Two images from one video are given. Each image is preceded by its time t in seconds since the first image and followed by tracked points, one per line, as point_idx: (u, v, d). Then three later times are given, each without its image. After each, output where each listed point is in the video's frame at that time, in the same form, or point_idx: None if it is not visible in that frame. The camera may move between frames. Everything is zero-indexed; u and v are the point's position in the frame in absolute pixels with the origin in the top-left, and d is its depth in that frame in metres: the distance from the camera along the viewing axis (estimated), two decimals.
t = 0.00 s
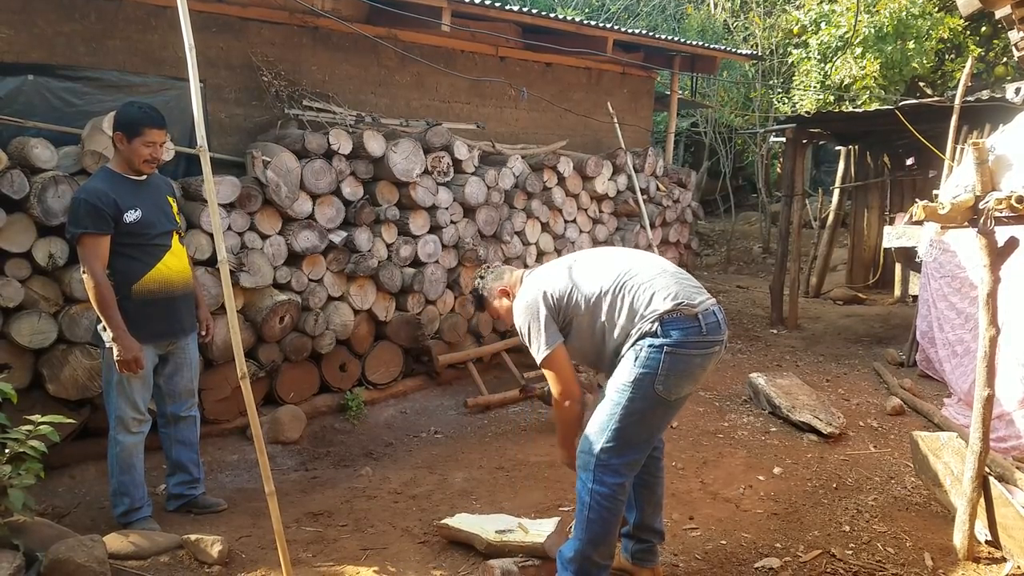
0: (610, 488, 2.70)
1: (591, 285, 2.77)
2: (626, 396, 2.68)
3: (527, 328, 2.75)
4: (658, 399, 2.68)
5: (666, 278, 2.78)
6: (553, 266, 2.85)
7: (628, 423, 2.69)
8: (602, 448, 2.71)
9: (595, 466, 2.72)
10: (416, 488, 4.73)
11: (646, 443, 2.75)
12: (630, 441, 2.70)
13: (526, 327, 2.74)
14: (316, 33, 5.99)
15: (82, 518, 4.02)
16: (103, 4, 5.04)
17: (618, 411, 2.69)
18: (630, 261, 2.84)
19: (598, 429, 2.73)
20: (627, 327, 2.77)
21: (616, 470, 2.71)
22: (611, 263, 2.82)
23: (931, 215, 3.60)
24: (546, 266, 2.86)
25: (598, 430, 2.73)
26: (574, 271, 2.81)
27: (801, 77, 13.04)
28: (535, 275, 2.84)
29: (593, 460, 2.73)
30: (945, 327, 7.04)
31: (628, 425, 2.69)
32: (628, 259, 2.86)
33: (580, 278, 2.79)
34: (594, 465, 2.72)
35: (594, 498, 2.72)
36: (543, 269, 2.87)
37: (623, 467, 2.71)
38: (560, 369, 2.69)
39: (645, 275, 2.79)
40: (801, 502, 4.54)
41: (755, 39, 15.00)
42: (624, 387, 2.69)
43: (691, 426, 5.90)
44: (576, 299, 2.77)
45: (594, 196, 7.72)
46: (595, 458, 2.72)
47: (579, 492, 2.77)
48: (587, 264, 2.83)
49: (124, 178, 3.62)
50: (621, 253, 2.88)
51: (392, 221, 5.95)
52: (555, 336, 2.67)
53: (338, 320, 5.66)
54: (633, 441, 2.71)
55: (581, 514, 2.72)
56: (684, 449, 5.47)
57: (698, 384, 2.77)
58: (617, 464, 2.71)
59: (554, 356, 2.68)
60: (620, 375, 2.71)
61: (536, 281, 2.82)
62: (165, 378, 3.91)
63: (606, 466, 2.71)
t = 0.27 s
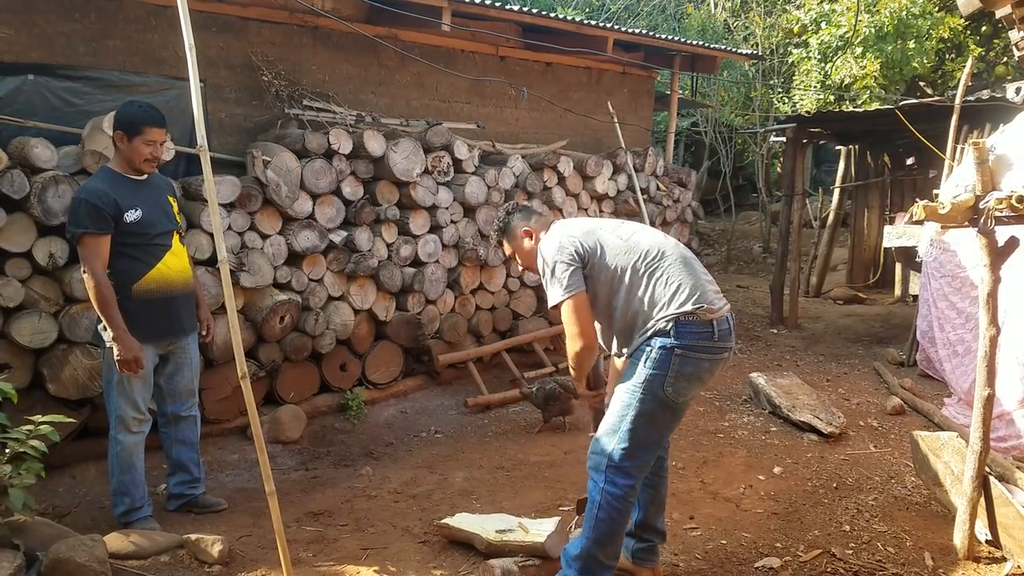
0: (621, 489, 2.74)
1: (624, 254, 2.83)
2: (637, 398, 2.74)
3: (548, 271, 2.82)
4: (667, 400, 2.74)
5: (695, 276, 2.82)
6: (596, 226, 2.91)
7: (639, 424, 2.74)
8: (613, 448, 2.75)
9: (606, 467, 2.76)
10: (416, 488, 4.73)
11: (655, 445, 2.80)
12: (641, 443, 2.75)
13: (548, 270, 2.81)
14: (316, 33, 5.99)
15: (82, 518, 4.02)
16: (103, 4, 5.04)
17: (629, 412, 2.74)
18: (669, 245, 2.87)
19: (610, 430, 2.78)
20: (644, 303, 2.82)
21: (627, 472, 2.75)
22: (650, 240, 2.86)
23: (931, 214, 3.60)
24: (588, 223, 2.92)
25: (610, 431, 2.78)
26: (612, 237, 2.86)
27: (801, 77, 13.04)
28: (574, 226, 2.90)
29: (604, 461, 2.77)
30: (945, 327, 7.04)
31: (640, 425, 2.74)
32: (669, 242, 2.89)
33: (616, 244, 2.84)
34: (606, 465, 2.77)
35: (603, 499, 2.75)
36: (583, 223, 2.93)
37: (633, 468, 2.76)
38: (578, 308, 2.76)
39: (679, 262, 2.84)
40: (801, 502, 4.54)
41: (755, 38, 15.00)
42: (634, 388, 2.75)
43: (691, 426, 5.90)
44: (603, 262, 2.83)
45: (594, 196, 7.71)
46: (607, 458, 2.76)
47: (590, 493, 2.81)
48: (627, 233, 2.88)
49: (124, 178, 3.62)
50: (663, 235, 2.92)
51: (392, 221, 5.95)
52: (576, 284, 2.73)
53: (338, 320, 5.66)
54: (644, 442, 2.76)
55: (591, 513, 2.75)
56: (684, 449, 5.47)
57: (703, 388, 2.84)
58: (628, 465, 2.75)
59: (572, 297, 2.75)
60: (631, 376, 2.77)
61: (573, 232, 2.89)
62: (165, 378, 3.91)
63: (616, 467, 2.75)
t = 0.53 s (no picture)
0: (643, 480, 2.79)
1: (669, 223, 2.90)
2: (654, 386, 2.78)
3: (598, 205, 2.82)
4: (682, 387, 2.79)
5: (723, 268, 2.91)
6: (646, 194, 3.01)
7: (654, 413, 2.78)
8: (631, 440, 2.79)
9: (625, 460, 2.80)
10: (417, 487, 4.73)
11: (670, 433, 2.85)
12: (658, 431, 2.80)
13: (599, 206, 2.80)
14: (317, 32, 5.99)
15: (83, 517, 4.01)
16: (103, 3, 5.04)
17: (642, 401, 2.79)
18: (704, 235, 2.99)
19: (625, 422, 2.81)
20: (675, 270, 2.86)
21: (647, 462, 2.79)
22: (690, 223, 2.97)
23: (932, 214, 3.59)
24: (639, 190, 3.02)
25: (625, 423, 2.81)
26: (661, 208, 2.96)
27: (801, 76, 12.98)
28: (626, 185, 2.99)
29: (621, 453, 2.81)
30: (946, 326, 7.04)
31: (655, 414, 2.78)
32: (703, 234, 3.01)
33: (662, 213, 2.92)
34: (626, 458, 2.81)
35: (629, 492, 2.80)
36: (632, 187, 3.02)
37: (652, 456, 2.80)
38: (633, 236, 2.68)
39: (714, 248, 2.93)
40: (802, 501, 4.54)
41: (756, 38, 15.00)
42: (649, 377, 2.79)
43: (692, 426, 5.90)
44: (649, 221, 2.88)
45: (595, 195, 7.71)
46: (625, 452, 2.80)
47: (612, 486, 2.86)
48: (671, 210, 2.98)
49: (125, 177, 3.62)
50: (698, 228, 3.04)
51: (392, 221, 5.95)
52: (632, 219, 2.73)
53: (339, 319, 5.66)
54: (659, 429, 2.80)
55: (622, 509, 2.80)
56: (685, 448, 5.47)
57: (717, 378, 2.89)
58: (647, 456, 2.79)
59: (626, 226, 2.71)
60: (645, 364, 2.82)
61: (625, 189, 2.96)
62: (166, 377, 3.91)
63: (636, 459, 2.80)
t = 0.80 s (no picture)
0: (687, 497, 2.80)
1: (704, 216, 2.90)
2: (666, 400, 2.82)
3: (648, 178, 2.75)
4: (697, 400, 2.82)
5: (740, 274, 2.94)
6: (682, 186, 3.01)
7: (674, 429, 2.82)
8: (657, 458, 2.84)
9: (661, 480, 2.83)
10: (417, 487, 4.73)
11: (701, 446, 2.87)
12: (682, 445, 2.84)
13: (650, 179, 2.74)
14: (317, 32, 5.98)
15: (83, 517, 4.01)
16: (103, 3, 5.04)
17: (658, 421, 2.83)
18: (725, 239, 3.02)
19: (648, 443, 2.86)
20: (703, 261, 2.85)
21: (682, 477, 2.82)
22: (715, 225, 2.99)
23: (934, 214, 3.55)
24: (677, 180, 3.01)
25: (649, 442, 2.86)
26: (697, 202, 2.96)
27: (802, 75, 12.96)
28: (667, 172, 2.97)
29: (655, 473, 2.85)
30: (947, 326, 7.03)
31: (673, 428, 2.82)
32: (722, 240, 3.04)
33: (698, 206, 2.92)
34: (659, 481, 2.84)
35: (677, 511, 2.81)
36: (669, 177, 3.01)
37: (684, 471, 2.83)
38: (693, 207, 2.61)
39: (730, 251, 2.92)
40: (802, 502, 4.53)
41: (756, 37, 15.01)
42: (660, 392, 2.84)
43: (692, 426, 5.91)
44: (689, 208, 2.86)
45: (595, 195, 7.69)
46: (658, 473, 2.84)
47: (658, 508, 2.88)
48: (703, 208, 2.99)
49: (126, 177, 3.62)
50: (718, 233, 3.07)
51: (393, 220, 5.94)
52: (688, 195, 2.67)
53: (339, 319, 5.66)
54: (683, 444, 2.84)
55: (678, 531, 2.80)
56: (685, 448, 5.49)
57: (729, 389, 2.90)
58: (678, 471, 2.83)
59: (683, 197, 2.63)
60: (654, 382, 2.87)
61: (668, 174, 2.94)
62: (166, 377, 3.91)
63: (670, 477, 2.83)
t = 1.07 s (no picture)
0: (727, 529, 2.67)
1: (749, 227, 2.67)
2: (705, 428, 2.62)
3: (694, 187, 2.51)
4: (734, 425, 2.63)
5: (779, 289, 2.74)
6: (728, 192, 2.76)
7: (713, 457, 2.64)
8: (698, 491, 2.67)
9: (700, 513, 2.68)
10: (418, 487, 4.74)
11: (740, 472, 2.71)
12: (723, 475, 2.67)
13: (698, 190, 2.50)
14: (318, 32, 5.99)
15: (84, 517, 4.02)
16: (104, 3, 5.05)
17: (697, 450, 2.64)
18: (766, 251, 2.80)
19: (686, 474, 2.69)
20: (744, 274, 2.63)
21: (722, 509, 2.68)
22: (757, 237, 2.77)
23: (933, 214, 3.62)
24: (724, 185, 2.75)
25: (688, 473, 2.68)
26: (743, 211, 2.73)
27: (802, 75, 12.98)
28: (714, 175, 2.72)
29: (695, 505, 2.69)
30: (947, 326, 7.03)
31: (714, 458, 2.64)
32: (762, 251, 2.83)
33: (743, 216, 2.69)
34: (699, 513, 2.68)
35: (717, 546, 2.67)
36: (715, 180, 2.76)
37: (723, 500, 2.69)
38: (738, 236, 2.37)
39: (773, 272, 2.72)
40: (802, 501, 4.54)
41: (756, 37, 15.04)
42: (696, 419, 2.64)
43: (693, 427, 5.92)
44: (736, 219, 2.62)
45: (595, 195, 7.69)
46: (698, 505, 2.68)
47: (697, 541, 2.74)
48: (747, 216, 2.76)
49: (127, 176, 3.63)
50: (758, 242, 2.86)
51: (393, 221, 5.95)
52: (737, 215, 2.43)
53: (340, 320, 5.67)
54: (723, 472, 2.66)
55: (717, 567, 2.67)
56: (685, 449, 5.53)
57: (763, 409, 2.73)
58: (719, 503, 2.68)
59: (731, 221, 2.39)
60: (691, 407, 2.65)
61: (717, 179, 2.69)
62: (167, 377, 3.92)
63: (711, 509, 2.68)
